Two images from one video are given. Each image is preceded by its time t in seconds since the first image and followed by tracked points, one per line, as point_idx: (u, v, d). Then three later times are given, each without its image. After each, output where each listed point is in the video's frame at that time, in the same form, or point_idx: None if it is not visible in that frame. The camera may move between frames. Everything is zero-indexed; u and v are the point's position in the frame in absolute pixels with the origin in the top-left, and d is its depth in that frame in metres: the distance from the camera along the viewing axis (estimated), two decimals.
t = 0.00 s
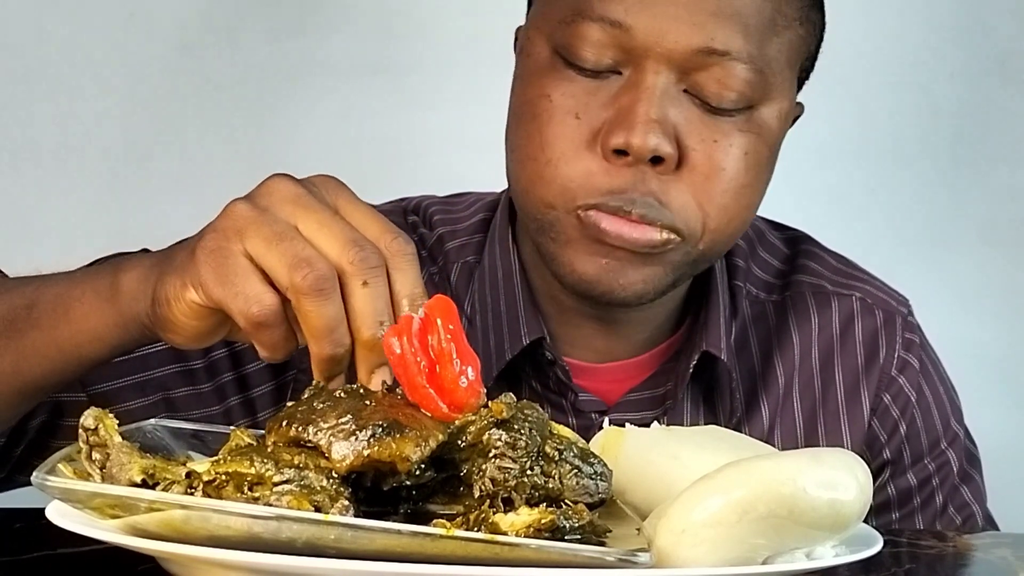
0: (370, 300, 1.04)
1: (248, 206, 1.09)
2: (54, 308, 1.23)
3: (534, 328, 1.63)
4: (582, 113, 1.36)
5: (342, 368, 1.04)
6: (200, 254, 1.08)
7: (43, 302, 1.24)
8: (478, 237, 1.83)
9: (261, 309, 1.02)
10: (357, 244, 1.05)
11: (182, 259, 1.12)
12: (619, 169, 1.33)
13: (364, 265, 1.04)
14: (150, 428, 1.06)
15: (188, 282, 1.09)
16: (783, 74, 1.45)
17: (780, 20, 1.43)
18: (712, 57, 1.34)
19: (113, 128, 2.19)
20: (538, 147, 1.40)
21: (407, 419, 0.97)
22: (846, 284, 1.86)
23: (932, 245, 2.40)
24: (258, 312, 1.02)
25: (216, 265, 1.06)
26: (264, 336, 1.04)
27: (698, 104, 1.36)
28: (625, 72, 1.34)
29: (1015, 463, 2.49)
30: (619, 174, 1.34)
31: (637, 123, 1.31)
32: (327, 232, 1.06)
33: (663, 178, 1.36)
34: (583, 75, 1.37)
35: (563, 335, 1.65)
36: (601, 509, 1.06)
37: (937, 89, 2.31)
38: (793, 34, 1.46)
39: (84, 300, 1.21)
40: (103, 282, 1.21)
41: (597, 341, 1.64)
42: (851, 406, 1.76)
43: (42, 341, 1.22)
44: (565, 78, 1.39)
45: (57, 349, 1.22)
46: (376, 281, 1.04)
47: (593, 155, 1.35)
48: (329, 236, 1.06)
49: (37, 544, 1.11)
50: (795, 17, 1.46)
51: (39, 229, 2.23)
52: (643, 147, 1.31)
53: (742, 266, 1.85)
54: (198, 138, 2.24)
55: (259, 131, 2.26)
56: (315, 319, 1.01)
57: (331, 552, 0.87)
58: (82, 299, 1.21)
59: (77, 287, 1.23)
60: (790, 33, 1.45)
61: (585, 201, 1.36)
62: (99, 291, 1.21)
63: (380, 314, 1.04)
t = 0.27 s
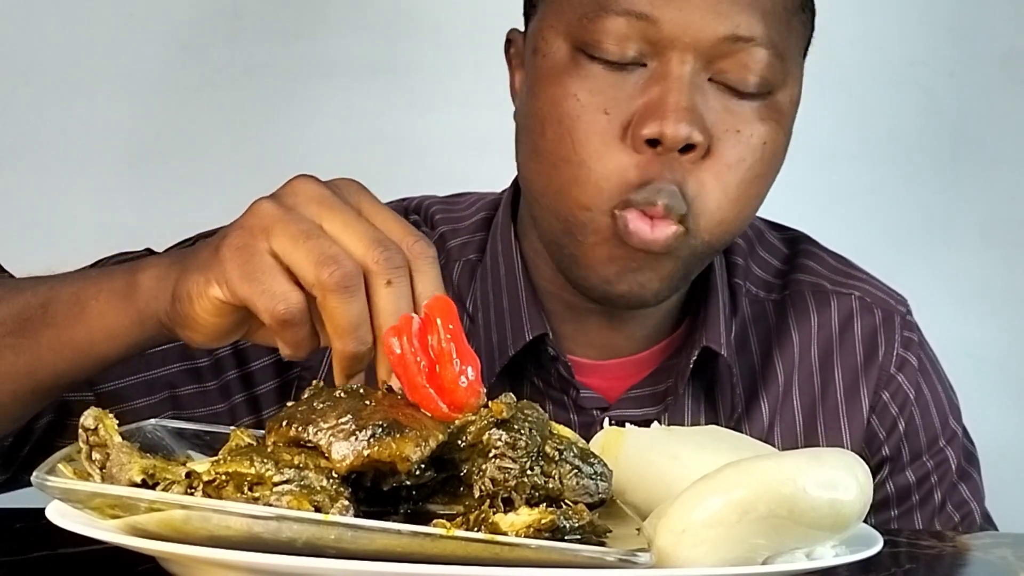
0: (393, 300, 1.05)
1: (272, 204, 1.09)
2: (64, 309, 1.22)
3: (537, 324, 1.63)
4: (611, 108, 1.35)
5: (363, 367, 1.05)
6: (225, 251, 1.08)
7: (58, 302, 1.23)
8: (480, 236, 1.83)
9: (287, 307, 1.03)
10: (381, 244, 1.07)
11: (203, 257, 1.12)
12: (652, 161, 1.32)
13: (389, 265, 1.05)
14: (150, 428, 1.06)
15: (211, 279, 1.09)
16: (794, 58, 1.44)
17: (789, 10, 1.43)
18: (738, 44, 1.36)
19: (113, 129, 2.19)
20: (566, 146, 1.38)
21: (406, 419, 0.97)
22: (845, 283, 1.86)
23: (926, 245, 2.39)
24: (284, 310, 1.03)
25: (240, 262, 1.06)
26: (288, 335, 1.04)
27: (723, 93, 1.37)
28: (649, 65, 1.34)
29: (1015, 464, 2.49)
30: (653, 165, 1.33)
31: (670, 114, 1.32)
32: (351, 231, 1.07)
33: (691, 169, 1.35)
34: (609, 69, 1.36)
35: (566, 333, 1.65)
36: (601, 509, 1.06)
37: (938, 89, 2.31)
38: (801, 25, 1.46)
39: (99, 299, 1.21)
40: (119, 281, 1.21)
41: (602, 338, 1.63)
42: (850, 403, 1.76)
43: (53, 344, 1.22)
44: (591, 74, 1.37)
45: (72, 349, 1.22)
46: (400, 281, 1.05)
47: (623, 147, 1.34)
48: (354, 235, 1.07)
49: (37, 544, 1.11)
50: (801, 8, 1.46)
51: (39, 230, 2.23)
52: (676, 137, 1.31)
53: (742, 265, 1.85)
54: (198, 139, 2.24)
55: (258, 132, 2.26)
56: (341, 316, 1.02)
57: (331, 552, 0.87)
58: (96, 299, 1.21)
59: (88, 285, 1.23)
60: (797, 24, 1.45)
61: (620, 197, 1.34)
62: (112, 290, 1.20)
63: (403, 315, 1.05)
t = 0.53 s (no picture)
0: (396, 297, 1.07)
1: (273, 209, 1.13)
2: (66, 331, 1.28)
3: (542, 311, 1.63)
4: (621, 86, 1.38)
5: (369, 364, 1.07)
6: (227, 256, 1.11)
7: (57, 323, 1.29)
8: (471, 234, 1.84)
9: (293, 309, 1.06)
10: (382, 243, 1.09)
11: (205, 267, 1.15)
12: (670, 129, 1.36)
13: (392, 263, 1.08)
14: (148, 429, 1.06)
15: (216, 287, 1.12)
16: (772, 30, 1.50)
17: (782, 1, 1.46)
18: (731, 12, 1.41)
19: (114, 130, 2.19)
20: (579, 129, 1.41)
21: (407, 419, 0.97)
22: (835, 275, 1.87)
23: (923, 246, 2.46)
24: (291, 312, 1.06)
25: (243, 267, 1.10)
26: (296, 337, 1.07)
27: (719, 57, 1.42)
28: (650, 41, 1.38)
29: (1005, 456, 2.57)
30: (672, 134, 1.36)
31: (682, 82, 1.36)
32: (351, 231, 1.10)
33: (709, 133, 1.39)
34: (611, 51, 1.40)
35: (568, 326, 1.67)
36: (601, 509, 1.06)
37: (936, 88, 2.39)
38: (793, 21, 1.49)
39: (98, 318, 1.26)
40: (119, 297, 1.26)
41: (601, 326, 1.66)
42: (843, 392, 1.76)
43: (56, 365, 1.28)
44: (596, 58, 1.41)
45: (74, 367, 1.27)
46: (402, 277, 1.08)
47: (638, 122, 1.37)
48: (354, 234, 1.10)
49: (36, 545, 1.11)
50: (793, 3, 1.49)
51: (61, 240, 2.33)
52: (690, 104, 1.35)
53: (729, 257, 1.86)
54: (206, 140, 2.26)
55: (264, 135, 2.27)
56: (346, 314, 1.04)
57: (331, 552, 0.87)
58: (96, 318, 1.26)
59: (89, 308, 1.28)
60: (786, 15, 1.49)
61: (646, 166, 1.37)
62: (115, 309, 1.26)
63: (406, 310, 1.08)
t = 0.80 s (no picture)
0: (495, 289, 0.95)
1: (365, 197, 1.02)
2: (100, 314, 1.19)
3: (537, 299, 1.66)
4: (576, 91, 1.41)
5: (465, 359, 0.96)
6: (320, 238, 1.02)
7: (117, 299, 1.19)
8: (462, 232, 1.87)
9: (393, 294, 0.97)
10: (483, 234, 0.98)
11: (292, 250, 1.06)
12: (621, 132, 1.39)
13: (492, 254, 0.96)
14: (149, 428, 1.06)
15: (304, 270, 1.03)
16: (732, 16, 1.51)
17: None
18: (683, 8, 1.42)
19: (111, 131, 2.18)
20: (538, 135, 1.43)
21: (406, 419, 0.97)
22: (819, 267, 1.90)
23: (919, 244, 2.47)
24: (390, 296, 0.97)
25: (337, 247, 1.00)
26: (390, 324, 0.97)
27: (674, 56, 1.44)
28: (604, 44, 1.40)
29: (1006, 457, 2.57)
30: (624, 134, 1.39)
31: (633, 84, 1.39)
32: (451, 218, 0.99)
33: (662, 131, 1.42)
34: (564, 56, 1.42)
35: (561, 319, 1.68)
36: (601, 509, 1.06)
37: (938, 88, 2.41)
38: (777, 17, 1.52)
39: (166, 293, 1.16)
40: (190, 276, 1.16)
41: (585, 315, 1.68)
42: (830, 378, 1.78)
43: (83, 353, 1.19)
44: (548, 63, 1.43)
45: (132, 346, 1.17)
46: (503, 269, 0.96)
47: (594, 124, 1.40)
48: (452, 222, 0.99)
49: (35, 546, 1.11)
50: None
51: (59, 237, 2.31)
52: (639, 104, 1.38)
53: (714, 250, 1.88)
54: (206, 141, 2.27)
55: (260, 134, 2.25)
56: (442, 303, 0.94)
57: (331, 552, 0.87)
58: (163, 292, 1.17)
59: (132, 292, 1.19)
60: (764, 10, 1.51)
61: (601, 170, 1.40)
62: (169, 296, 1.16)
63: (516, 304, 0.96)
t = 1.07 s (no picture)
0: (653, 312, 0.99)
1: (527, 218, 1.07)
2: (197, 273, 1.19)
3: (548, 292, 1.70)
4: (555, 98, 1.49)
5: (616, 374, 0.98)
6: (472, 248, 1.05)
7: (246, 256, 1.20)
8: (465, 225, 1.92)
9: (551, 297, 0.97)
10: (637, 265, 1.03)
11: (450, 250, 1.07)
12: (599, 140, 1.48)
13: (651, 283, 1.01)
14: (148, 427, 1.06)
15: (461, 273, 1.04)
16: (720, 23, 1.55)
17: None
18: (663, 21, 1.48)
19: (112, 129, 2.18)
20: (520, 139, 1.53)
21: (406, 419, 0.97)
22: (818, 266, 1.96)
23: (917, 244, 2.52)
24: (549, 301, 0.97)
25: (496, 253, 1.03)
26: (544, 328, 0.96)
27: (657, 67, 1.50)
28: (584, 54, 1.48)
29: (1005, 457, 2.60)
30: (602, 142, 1.48)
31: (611, 95, 1.47)
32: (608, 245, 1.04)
33: (643, 139, 1.50)
34: (546, 65, 1.50)
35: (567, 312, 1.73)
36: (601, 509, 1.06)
37: (938, 88, 2.48)
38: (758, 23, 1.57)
39: (298, 259, 1.18)
40: (327, 248, 1.18)
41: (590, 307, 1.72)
42: (829, 375, 1.86)
43: (165, 312, 1.19)
44: (530, 70, 1.51)
45: (248, 308, 1.18)
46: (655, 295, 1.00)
47: (573, 131, 1.49)
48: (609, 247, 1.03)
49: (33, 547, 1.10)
50: None
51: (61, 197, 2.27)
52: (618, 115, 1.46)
53: (716, 251, 1.95)
54: (207, 140, 2.28)
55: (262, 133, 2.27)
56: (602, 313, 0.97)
57: (331, 553, 0.87)
58: (295, 259, 1.18)
59: (235, 255, 1.20)
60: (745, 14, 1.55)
61: (579, 173, 1.50)
62: (295, 268, 1.17)
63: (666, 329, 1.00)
